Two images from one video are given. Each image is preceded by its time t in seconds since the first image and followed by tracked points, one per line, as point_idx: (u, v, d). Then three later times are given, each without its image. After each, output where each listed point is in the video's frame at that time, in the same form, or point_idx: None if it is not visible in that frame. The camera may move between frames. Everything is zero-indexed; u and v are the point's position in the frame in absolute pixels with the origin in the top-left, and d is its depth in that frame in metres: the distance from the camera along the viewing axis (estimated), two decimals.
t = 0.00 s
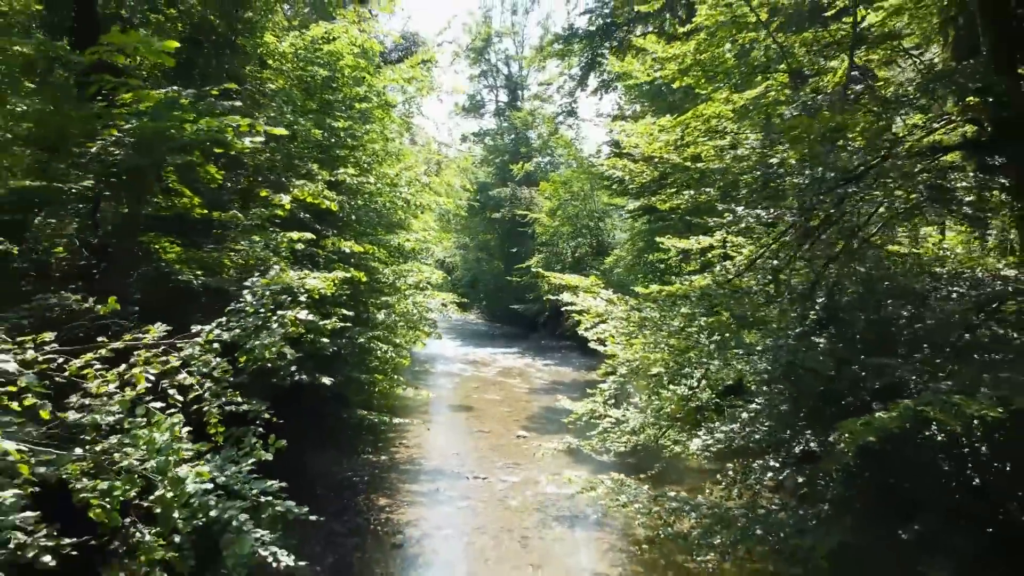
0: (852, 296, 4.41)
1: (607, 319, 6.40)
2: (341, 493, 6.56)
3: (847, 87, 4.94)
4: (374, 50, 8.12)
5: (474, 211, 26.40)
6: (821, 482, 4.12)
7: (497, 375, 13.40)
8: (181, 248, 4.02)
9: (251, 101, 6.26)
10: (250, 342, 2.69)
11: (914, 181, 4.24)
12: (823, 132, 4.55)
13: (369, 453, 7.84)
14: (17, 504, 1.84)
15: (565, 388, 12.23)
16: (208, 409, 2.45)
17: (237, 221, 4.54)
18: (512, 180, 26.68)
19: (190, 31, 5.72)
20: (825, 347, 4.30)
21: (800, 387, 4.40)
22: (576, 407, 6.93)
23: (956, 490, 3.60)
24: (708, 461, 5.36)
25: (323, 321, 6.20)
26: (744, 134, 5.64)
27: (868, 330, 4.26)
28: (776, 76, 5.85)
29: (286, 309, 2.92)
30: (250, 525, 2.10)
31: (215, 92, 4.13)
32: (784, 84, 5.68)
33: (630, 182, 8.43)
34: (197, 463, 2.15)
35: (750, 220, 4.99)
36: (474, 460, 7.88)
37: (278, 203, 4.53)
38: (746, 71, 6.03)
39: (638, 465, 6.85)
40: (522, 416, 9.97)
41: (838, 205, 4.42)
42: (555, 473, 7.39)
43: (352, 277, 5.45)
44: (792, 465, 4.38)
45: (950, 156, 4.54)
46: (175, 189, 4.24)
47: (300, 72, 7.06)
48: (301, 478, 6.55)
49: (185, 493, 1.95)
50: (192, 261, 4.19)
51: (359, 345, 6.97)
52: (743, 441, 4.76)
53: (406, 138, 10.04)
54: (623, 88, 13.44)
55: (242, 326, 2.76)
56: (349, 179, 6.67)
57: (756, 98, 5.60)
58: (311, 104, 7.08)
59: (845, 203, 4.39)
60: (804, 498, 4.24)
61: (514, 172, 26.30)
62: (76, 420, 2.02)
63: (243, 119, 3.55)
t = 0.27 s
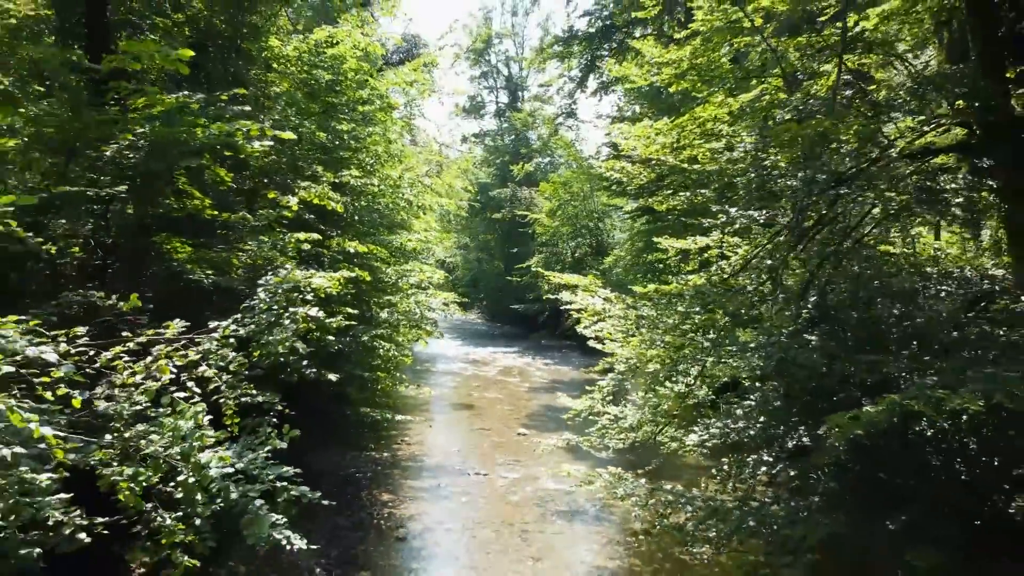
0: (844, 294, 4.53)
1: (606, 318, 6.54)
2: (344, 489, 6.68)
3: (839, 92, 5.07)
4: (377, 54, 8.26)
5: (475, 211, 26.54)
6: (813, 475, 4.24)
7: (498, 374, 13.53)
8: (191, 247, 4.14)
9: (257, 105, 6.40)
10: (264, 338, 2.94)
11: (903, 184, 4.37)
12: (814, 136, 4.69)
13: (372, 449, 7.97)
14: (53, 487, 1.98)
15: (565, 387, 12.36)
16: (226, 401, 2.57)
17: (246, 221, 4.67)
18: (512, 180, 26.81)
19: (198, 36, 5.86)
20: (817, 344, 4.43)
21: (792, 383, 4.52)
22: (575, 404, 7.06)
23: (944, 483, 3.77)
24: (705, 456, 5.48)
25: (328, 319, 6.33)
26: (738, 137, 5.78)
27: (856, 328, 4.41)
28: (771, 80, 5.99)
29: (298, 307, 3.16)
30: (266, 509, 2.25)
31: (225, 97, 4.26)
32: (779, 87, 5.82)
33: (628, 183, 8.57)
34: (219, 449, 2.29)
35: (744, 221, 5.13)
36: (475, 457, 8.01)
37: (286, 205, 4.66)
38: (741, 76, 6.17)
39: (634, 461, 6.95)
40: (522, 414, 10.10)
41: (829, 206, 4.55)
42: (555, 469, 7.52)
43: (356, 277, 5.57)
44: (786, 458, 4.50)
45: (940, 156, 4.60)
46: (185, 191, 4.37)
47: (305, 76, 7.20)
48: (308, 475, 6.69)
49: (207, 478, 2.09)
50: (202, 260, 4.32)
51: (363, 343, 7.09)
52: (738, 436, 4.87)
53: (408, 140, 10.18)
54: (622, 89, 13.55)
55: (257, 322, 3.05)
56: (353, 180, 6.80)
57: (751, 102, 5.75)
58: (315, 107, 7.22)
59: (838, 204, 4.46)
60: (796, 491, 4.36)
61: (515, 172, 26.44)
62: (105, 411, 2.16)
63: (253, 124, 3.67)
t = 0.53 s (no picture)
0: (836, 293, 4.65)
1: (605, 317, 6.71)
2: (348, 485, 6.80)
3: (830, 96, 5.21)
4: (380, 58, 8.42)
5: (475, 212, 26.67)
6: (805, 468, 4.36)
7: (498, 373, 13.67)
8: (201, 247, 4.22)
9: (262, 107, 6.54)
10: (278, 332, 3.17)
11: (894, 185, 4.49)
12: (804, 138, 4.83)
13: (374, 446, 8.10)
14: (83, 471, 2.11)
15: (564, 385, 12.49)
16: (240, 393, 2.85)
17: (254, 223, 4.80)
18: (512, 181, 26.96)
19: (204, 41, 6.06)
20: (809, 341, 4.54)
21: (786, 379, 4.62)
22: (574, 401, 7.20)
23: (933, 477, 3.97)
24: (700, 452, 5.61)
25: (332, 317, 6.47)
26: (731, 140, 5.94)
27: (846, 325, 4.52)
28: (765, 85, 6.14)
29: (309, 304, 3.40)
30: (280, 494, 2.47)
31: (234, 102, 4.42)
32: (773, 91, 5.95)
33: (626, 184, 8.71)
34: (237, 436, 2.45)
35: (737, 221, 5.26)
36: (476, 453, 8.14)
37: (293, 207, 4.81)
38: (735, 81, 6.34)
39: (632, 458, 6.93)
40: (522, 412, 10.22)
41: (822, 207, 4.67)
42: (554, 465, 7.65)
43: (360, 276, 5.71)
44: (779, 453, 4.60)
45: (932, 158, 4.76)
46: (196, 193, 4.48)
47: (309, 79, 7.34)
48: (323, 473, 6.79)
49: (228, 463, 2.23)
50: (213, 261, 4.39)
51: (366, 341, 7.22)
52: (734, 432, 4.91)
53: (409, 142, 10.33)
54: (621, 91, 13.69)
55: (271, 317, 3.28)
56: (359, 183, 7.03)
57: (744, 107, 5.91)
58: (319, 110, 7.36)
59: (830, 205, 4.62)
60: (789, 484, 4.47)
61: (514, 173, 26.58)
62: (129, 401, 2.39)
63: (258, 128, 3.82)
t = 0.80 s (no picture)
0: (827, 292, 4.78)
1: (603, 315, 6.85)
2: (351, 479, 6.93)
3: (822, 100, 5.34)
4: (382, 60, 8.56)
5: (475, 212, 26.79)
6: (796, 462, 4.42)
7: (499, 372, 13.80)
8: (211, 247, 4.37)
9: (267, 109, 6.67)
10: (291, 327, 3.44)
11: (884, 187, 4.62)
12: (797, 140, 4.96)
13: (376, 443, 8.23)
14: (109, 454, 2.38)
15: (564, 384, 12.61)
16: (255, 385, 3.13)
17: (261, 223, 4.94)
18: (512, 182, 27.09)
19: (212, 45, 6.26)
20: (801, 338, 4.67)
21: (779, 375, 4.74)
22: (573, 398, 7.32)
23: (923, 472, 4.14)
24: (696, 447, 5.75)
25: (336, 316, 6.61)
26: (726, 142, 6.08)
27: (837, 322, 4.63)
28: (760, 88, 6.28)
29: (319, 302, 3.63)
30: (293, 480, 3.02)
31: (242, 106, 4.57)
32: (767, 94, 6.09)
33: (624, 185, 8.83)
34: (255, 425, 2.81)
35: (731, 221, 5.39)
36: (477, 450, 8.27)
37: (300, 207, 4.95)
38: (731, 84, 6.48)
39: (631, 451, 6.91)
40: (523, 409, 10.35)
41: (814, 207, 4.79)
42: (554, 461, 7.77)
43: (364, 276, 5.84)
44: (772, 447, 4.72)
45: (922, 160, 4.88)
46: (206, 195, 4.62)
47: (312, 81, 7.47)
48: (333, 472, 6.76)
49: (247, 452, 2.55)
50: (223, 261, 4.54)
51: (369, 339, 7.35)
52: (728, 427, 4.97)
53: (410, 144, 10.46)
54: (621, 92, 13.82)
55: (284, 313, 3.52)
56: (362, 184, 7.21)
57: (739, 109, 6.05)
58: (322, 112, 7.50)
59: (823, 206, 4.79)
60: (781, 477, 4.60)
61: (514, 173, 26.71)
62: (152, 392, 2.70)
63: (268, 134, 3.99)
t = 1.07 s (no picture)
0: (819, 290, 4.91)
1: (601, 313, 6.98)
2: (355, 474, 7.06)
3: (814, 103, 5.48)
4: (383, 63, 8.69)
5: (475, 212, 26.92)
6: (788, 456, 4.53)
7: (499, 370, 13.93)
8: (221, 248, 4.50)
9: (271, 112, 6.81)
10: (302, 322, 3.59)
11: (874, 188, 4.74)
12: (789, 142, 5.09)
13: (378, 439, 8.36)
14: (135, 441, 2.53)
15: (563, 382, 12.74)
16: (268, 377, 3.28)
17: (268, 224, 5.08)
18: (512, 182, 27.21)
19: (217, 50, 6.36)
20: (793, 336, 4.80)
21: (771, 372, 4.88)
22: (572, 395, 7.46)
23: (911, 465, 4.32)
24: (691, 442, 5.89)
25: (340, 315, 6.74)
26: (721, 144, 6.22)
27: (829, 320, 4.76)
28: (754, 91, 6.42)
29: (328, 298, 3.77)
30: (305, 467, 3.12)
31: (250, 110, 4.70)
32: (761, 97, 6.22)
33: (623, 186, 8.96)
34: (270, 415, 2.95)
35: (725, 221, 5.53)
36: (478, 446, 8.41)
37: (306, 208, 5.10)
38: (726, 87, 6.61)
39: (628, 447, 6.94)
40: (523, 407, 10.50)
41: (806, 208, 4.92)
42: (554, 457, 7.91)
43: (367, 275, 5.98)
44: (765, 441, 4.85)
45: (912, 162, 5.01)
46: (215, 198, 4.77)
47: (316, 84, 7.61)
48: (338, 466, 6.87)
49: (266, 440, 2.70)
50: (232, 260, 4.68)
51: (371, 337, 7.49)
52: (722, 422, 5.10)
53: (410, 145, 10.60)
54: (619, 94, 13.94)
55: (295, 310, 3.67)
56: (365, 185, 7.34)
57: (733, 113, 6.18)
58: (325, 114, 7.63)
59: (816, 207, 4.86)
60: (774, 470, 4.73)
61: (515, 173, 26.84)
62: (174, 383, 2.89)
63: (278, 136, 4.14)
